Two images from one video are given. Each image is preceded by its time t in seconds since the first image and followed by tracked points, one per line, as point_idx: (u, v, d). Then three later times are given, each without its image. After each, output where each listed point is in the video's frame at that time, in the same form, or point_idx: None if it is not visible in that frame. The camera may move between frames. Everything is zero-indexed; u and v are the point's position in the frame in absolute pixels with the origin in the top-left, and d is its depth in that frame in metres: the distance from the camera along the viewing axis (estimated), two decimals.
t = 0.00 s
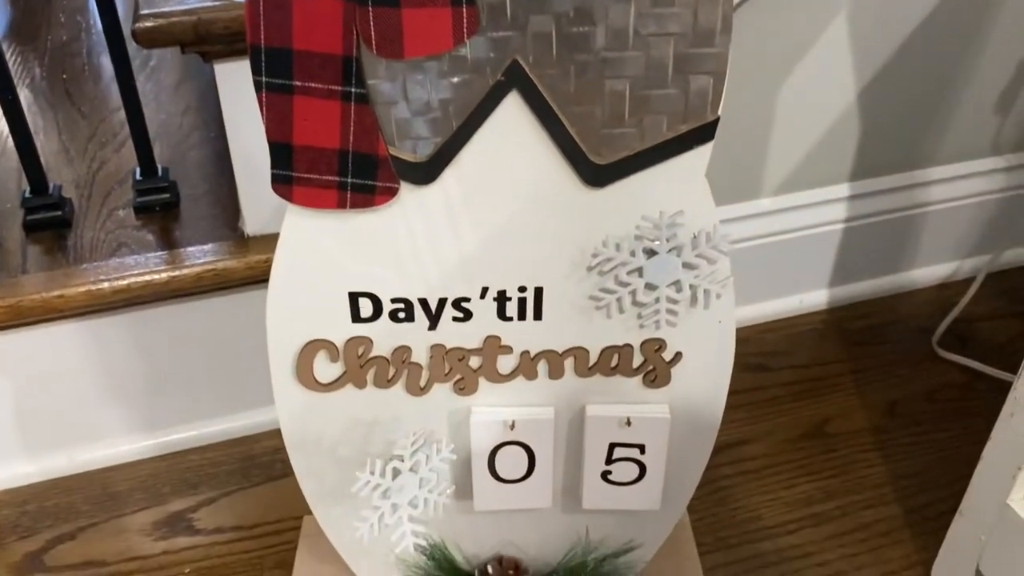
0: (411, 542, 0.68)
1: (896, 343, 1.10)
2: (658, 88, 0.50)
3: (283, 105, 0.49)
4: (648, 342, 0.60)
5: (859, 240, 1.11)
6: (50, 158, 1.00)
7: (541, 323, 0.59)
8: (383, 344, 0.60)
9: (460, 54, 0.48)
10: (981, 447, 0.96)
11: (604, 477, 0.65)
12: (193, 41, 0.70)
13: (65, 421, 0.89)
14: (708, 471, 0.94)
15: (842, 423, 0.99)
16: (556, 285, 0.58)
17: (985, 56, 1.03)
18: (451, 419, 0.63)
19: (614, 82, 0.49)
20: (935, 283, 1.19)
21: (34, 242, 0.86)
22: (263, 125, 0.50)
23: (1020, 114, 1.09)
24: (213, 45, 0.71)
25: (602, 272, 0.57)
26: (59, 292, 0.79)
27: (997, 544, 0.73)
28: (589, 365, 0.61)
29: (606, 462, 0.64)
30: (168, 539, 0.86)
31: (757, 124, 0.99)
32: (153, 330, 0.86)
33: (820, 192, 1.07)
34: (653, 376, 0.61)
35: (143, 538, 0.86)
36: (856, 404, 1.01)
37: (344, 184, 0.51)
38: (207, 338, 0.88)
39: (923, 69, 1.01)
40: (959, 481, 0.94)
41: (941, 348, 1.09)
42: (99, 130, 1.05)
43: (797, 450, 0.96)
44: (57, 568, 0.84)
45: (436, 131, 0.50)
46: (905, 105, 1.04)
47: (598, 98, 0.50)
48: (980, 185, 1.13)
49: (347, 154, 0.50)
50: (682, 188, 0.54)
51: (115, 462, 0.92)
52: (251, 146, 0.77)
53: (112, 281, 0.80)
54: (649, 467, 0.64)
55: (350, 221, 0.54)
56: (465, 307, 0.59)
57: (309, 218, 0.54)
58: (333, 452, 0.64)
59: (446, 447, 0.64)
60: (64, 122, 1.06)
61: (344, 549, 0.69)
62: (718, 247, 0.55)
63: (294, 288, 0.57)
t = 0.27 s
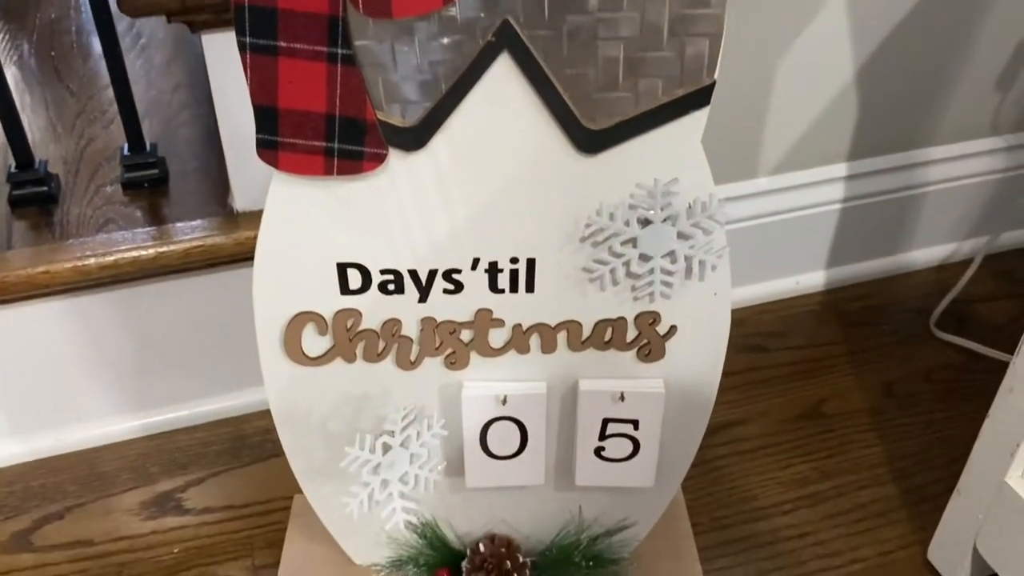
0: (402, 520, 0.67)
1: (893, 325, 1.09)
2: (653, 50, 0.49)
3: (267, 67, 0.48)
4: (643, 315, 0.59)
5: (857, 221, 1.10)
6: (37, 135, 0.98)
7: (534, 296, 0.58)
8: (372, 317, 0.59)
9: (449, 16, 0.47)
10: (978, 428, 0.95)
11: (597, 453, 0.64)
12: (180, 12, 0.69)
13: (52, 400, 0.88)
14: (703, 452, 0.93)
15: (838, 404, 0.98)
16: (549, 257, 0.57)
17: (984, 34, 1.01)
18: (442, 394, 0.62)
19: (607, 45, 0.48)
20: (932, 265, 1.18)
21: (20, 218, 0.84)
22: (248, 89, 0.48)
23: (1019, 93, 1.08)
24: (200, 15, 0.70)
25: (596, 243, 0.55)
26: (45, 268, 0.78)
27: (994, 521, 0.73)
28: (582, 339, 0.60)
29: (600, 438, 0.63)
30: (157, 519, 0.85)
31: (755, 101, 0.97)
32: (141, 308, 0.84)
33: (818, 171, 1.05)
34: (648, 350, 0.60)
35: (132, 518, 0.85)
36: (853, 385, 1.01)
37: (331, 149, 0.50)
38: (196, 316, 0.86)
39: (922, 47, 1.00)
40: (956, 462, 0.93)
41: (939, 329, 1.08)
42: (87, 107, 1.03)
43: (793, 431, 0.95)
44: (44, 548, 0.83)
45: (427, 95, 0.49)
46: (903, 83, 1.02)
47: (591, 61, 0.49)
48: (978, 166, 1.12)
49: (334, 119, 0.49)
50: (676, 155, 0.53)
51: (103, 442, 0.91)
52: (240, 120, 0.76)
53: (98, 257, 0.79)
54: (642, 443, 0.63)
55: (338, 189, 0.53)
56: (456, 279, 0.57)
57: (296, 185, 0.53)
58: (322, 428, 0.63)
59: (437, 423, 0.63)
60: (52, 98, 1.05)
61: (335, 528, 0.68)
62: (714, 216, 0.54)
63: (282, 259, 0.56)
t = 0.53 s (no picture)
0: (398, 495, 0.66)
1: (894, 305, 1.08)
2: (656, 8, 0.48)
3: (260, 26, 0.47)
4: (644, 286, 0.58)
5: (857, 201, 1.09)
6: (28, 110, 0.97)
7: (532, 266, 0.57)
8: (368, 288, 0.58)
9: None
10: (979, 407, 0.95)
11: (596, 428, 0.63)
12: None
13: (44, 377, 0.86)
14: (702, 432, 0.92)
15: (838, 384, 0.98)
16: (548, 226, 0.55)
17: (988, 10, 1.00)
18: (438, 367, 0.61)
19: (608, 4, 0.47)
20: (932, 246, 1.17)
21: (10, 192, 0.83)
22: (240, 49, 0.48)
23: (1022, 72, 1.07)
24: None
25: (596, 211, 0.54)
26: (35, 242, 0.77)
27: (997, 497, 0.72)
28: (582, 311, 0.59)
29: (599, 413, 0.62)
30: (151, 498, 0.84)
31: (756, 77, 0.96)
32: (133, 283, 0.83)
33: (818, 149, 1.04)
34: (648, 323, 0.59)
35: (125, 496, 0.84)
36: (853, 365, 1.00)
37: (326, 112, 0.49)
38: (190, 292, 0.85)
39: (925, 23, 0.99)
40: (957, 441, 0.92)
41: (940, 310, 1.07)
42: (79, 82, 1.02)
43: (793, 411, 0.95)
44: (34, 526, 0.81)
45: (423, 55, 0.48)
46: (905, 60, 1.01)
47: (592, 21, 0.48)
48: (980, 145, 1.11)
49: (328, 79, 0.48)
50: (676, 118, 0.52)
51: (96, 420, 0.90)
52: (233, 91, 0.74)
53: (90, 231, 0.78)
54: (642, 416, 0.62)
55: (332, 154, 0.52)
56: (453, 249, 0.56)
57: (290, 150, 0.52)
58: (317, 402, 0.62)
59: (434, 397, 0.62)
60: (43, 74, 1.03)
61: (330, 504, 0.68)
62: (717, 182, 0.53)
63: (275, 227, 0.55)
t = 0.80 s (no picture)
0: (394, 475, 0.66)
1: (894, 290, 1.07)
2: None
3: None
4: (643, 263, 0.57)
5: (858, 184, 1.08)
6: (19, 89, 0.96)
7: (530, 243, 0.56)
8: (363, 265, 0.57)
9: None
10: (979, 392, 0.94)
11: (594, 408, 0.62)
12: None
13: (36, 359, 0.86)
14: (700, 416, 0.91)
15: (837, 368, 0.97)
16: (546, 201, 0.55)
17: None
18: (435, 346, 0.60)
19: None
20: (933, 232, 1.16)
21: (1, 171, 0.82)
22: (232, 16, 0.47)
23: None
24: None
25: (594, 185, 0.54)
26: (26, 221, 0.76)
27: (1000, 479, 0.72)
28: (580, 289, 0.58)
29: (597, 392, 0.61)
30: (144, 480, 0.83)
31: (757, 58, 0.95)
32: (126, 264, 0.82)
33: (819, 133, 1.03)
34: (647, 301, 0.59)
35: (118, 479, 0.83)
36: (853, 350, 0.99)
37: (319, 81, 0.49)
38: (184, 274, 0.84)
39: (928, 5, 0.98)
40: (957, 426, 0.91)
41: (940, 294, 1.06)
42: (71, 62, 1.00)
43: (793, 395, 0.94)
44: (27, 508, 0.80)
45: (419, 23, 0.48)
46: (907, 42, 1.00)
47: None
48: (981, 129, 1.10)
49: (321, 48, 0.48)
50: (676, 88, 0.51)
51: (88, 403, 0.89)
52: (226, 69, 0.73)
53: (82, 210, 0.77)
54: (641, 396, 0.62)
55: (326, 125, 0.51)
56: (449, 224, 0.55)
57: (282, 121, 0.51)
58: (312, 381, 0.61)
59: (430, 376, 0.61)
60: (35, 54, 1.02)
61: (325, 485, 0.67)
62: (717, 156, 0.52)
63: (268, 201, 0.54)
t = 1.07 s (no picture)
0: (393, 456, 0.64)
1: (898, 276, 1.06)
2: None
3: None
4: (647, 241, 0.56)
5: (861, 169, 1.07)
6: (13, 70, 0.94)
7: (532, 220, 0.55)
8: (362, 242, 0.56)
9: None
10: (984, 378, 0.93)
11: (596, 389, 0.61)
12: None
13: (31, 343, 0.84)
14: (702, 402, 0.90)
15: (841, 354, 0.96)
16: (549, 176, 0.54)
17: None
18: (435, 326, 0.59)
19: None
20: (936, 218, 1.15)
21: None
22: None
23: None
24: None
25: (598, 159, 0.53)
26: (19, 201, 0.75)
27: (1007, 462, 0.71)
28: (583, 268, 0.57)
29: (600, 373, 0.60)
30: (140, 465, 0.82)
31: (761, 40, 0.94)
32: (121, 246, 0.81)
33: (823, 117, 1.02)
34: (651, 279, 0.58)
35: (113, 463, 0.82)
36: (856, 336, 0.98)
37: (317, 50, 0.48)
38: (180, 256, 0.83)
39: None
40: (962, 412, 0.90)
41: (944, 281, 1.05)
42: (66, 43, 0.99)
43: (796, 380, 0.93)
44: (21, 493, 0.79)
45: None
46: (912, 25, 0.99)
47: None
48: (986, 114, 1.09)
49: (320, 15, 0.47)
50: (682, 59, 0.50)
51: (83, 387, 0.88)
52: (223, 48, 0.72)
53: (77, 189, 0.76)
54: (644, 377, 0.61)
55: (324, 97, 0.50)
56: (450, 200, 0.54)
57: (279, 92, 0.50)
58: (310, 361, 0.60)
59: (430, 357, 0.60)
60: (30, 34, 1.01)
61: (324, 468, 0.66)
62: (723, 129, 0.52)
63: (265, 175, 0.52)
